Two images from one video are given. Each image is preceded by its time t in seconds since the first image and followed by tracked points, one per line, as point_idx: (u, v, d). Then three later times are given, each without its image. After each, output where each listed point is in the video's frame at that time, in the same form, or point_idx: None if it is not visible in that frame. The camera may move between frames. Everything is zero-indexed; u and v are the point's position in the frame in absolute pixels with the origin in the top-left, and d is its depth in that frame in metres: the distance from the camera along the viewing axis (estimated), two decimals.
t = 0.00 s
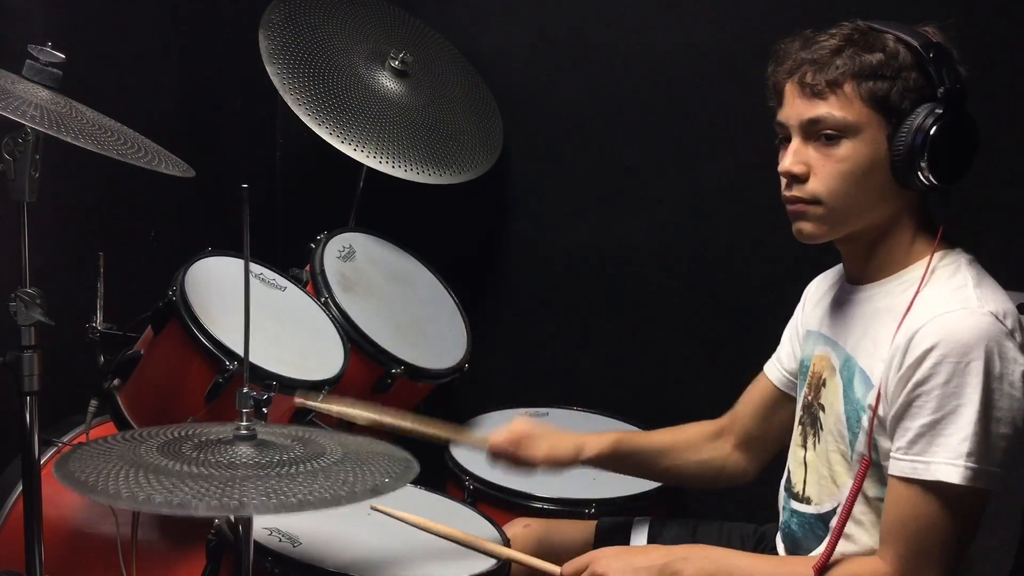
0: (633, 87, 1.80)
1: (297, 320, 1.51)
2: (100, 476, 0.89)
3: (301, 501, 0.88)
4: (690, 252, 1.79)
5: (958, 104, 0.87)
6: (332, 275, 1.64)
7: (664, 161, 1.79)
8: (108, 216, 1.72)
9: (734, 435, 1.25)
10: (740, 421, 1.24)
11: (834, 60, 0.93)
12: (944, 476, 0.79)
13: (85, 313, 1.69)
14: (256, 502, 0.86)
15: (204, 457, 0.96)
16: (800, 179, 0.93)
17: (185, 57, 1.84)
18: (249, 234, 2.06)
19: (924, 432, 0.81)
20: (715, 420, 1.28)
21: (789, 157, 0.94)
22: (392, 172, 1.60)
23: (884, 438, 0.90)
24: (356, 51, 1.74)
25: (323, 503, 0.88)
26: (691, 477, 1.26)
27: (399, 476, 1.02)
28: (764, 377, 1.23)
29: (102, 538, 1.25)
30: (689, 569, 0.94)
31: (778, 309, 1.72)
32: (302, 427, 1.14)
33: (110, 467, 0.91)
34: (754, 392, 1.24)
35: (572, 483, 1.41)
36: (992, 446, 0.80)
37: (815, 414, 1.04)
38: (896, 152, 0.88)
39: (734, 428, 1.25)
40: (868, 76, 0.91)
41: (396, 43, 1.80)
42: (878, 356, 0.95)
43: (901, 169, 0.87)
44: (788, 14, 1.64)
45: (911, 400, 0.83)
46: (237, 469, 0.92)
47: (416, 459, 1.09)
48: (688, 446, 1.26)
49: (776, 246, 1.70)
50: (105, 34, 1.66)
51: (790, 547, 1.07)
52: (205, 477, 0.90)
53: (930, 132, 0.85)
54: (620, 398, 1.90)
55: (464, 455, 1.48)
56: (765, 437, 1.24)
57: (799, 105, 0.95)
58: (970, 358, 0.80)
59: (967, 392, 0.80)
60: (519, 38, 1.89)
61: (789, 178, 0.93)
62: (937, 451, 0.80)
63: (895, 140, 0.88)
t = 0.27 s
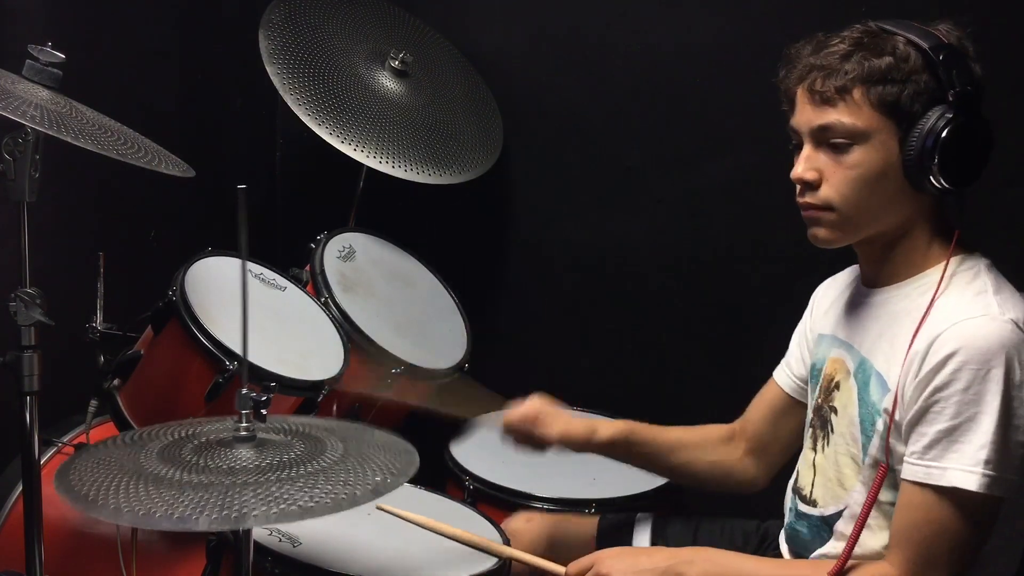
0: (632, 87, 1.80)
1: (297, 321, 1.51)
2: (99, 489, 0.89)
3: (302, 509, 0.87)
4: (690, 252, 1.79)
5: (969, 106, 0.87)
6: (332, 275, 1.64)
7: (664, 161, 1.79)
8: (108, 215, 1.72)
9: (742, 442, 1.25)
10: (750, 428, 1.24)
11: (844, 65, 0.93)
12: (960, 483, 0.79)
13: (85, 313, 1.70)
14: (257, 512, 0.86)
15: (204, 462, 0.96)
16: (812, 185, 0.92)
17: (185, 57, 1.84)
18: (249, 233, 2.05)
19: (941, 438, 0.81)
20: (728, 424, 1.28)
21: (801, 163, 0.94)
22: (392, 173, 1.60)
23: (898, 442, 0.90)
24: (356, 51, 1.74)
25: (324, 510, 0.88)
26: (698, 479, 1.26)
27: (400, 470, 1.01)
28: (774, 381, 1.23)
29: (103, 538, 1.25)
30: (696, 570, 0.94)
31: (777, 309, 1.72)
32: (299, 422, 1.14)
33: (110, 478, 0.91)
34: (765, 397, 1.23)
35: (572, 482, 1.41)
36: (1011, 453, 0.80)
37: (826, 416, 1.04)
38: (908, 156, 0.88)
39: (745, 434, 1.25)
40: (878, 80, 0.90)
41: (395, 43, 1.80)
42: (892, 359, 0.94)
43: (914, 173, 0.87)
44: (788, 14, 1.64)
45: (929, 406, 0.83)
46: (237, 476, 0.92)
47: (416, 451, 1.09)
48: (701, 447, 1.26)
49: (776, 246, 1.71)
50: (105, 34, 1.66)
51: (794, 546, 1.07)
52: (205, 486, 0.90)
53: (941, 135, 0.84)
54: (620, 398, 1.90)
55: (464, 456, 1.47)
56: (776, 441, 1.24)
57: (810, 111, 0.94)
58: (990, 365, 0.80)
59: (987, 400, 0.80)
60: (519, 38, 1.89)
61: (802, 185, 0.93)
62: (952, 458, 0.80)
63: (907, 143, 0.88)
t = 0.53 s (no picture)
0: (633, 87, 1.80)
1: (297, 320, 1.51)
2: (97, 489, 0.89)
3: (298, 507, 0.88)
4: (690, 252, 1.79)
5: (972, 99, 0.87)
6: (332, 275, 1.64)
7: (664, 161, 1.79)
8: (108, 215, 1.72)
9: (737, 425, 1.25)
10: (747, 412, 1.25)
11: (849, 55, 0.93)
12: (952, 474, 0.79)
13: (85, 313, 1.69)
14: (253, 511, 0.86)
15: (201, 462, 0.96)
16: (813, 174, 0.93)
17: (185, 57, 1.84)
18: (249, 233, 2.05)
19: (934, 430, 0.81)
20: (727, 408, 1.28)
21: (803, 152, 0.94)
22: (392, 172, 1.60)
23: (892, 436, 0.89)
24: (356, 51, 1.74)
25: (321, 508, 0.88)
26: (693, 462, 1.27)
27: (397, 468, 1.02)
28: (773, 368, 1.22)
29: (103, 537, 1.25)
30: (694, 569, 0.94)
31: (778, 309, 1.73)
32: (300, 423, 1.14)
33: (108, 477, 0.91)
34: (763, 383, 1.23)
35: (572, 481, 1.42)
36: (1002, 445, 0.80)
37: (823, 408, 1.04)
38: (908, 148, 0.88)
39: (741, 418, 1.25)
40: (882, 72, 0.90)
41: (395, 42, 1.80)
42: (888, 352, 0.94)
43: (913, 166, 0.87)
44: (788, 14, 1.64)
45: (920, 398, 0.83)
46: (234, 475, 0.92)
47: (413, 450, 1.09)
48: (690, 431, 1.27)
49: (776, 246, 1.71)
50: (105, 35, 1.66)
51: (796, 542, 1.07)
52: (203, 485, 0.90)
53: (941, 129, 0.84)
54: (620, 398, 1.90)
55: (464, 455, 1.48)
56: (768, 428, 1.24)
57: (813, 101, 0.94)
58: (981, 355, 0.80)
59: (979, 390, 0.80)
60: (519, 38, 1.90)
61: (803, 174, 0.94)
62: (945, 450, 0.80)
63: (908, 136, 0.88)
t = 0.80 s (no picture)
0: (632, 87, 1.80)
1: (297, 321, 1.51)
2: (98, 485, 0.89)
3: (299, 505, 0.87)
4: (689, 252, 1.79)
5: (994, 112, 0.86)
6: (332, 275, 1.64)
7: (665, 161, 1.79)
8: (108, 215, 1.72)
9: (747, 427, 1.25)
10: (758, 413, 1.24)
11: (874, 58, 0.91)
12: (946, 475, 0.79)
13: (85, 313, 1.69)
14: (255, 508, 0.86)
15: (203, 460, 0.96)
16: (829, 176, 0.91)
17: (185, 57, 1.84)
18: (249, 233, 2.05)
19: (930, 429, 0.81)
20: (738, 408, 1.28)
21: (820, 153, 0.92)
22: (392, 173, 1.60)
23: (892, 437, 0.89)
24: (356, 51, 1.74)
25: (322, 507, 0.88)
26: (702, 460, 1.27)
27: (398, 470, 1.01)
28: (784, 371, 1.23)
29: (103, 537, 1.25)
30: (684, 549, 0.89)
31: (777, 308, 1.73)
32: (301, 424, 1.14)
33: (110, 473, 0.91)
34: (774, 387, 1.23)
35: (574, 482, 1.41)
36: (999, 449, 0.80)
37: (831, 412, 1.04)
38: (928, 156, 0.86)
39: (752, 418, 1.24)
40: (907, 76, 0.88)
41: (395, 43, 1.80)
42: (893, 354, 0.94)
43: (933, 174, 0.86)
44: (786, 14, 1.64)
45: (920, 397, 0.83)
46: (235, 473, 0.92)
47: (415, 453, 1.09)
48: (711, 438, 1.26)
49: (775, 245, 1.71)
50: (105, 34, 1.66)
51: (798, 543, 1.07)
52: (203, 483, 0.90)
53: (964, 139, 0.83)
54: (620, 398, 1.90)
55: (464, 456, 1.48)
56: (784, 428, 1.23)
57: (834, 101, 0.92)
58: (986, 359, 0.79)
59: (980, 393, 0.79)
60: (519, 38, 1.90)
61: (819, 174, 0.92)
62: (942, 450, 0.80)
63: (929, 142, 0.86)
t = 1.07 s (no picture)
0: (632, 87, 1.80)
1: (297, 321, 1.51)
2: (99, 486, 0.89)
3: (301, 507, 0.88)
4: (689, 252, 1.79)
5: (997, 111, 0.86)
6: (332, 275, 1.64)
7: (665, 161, 1.79)
8: (108, 215, 1.72)
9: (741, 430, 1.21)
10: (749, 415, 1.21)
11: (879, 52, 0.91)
12: (945, 473, 0.78)
13: (85, 313, 1.70)
14: (256, 509, 0.86)
15: (204, 461, 0.96)
16: (829, 169, 0.91)
17: (185, 57, 1.84)
18: (250, 233, 2.05)
19: (928, 426, 0.80)
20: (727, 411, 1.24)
21: (821, 146, 0.92)
22: (391, 172, 1.60)
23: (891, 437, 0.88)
24: (355, 51, 1.73)
25: (323, 508, 0.88)
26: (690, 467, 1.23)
27: (400, 471, 1.02)
28: (775, 370, 1.21)
29: (103, 537, 1.25)
30: (682, 521, 0.88)
31: (777, 309, 1.73)
32: (299, 424, 1.14)
33: (111, 474, 0.91)
34: (768, 384, 1.21)
35: (574, 482, 1.42)
36: (999, 446, 0.79)
37: (824, 411, 1.04)
38: (929, 154, 0.86)
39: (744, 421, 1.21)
40: (911, 72, 0.88)
41: (395, 42, 1.80)
42: (889, 353, 0.94)
43: (933, 172, 0.86)
44: (787, 14, 1.64)
45: (918, 394, 0.83)
46: (236, 475, 0.92)
47: (414, 454, 1.09)
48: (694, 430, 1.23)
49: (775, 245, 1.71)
50: (105, 35, 1.66)
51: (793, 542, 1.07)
52: (205, 484, 0.90)
53: (964, 138, 0.82)
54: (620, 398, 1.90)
55: (464, 456, 1.48)
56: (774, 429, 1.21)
57: (836, 95, 0.92)
58: (983, 355, 0.79)
59: (978, 390, 0.79)
60: (519, 38, 1.90)
61: (819, 168, 0.91)
62: (940, 447, 0.79)
63: (930, 139, 0.86)
